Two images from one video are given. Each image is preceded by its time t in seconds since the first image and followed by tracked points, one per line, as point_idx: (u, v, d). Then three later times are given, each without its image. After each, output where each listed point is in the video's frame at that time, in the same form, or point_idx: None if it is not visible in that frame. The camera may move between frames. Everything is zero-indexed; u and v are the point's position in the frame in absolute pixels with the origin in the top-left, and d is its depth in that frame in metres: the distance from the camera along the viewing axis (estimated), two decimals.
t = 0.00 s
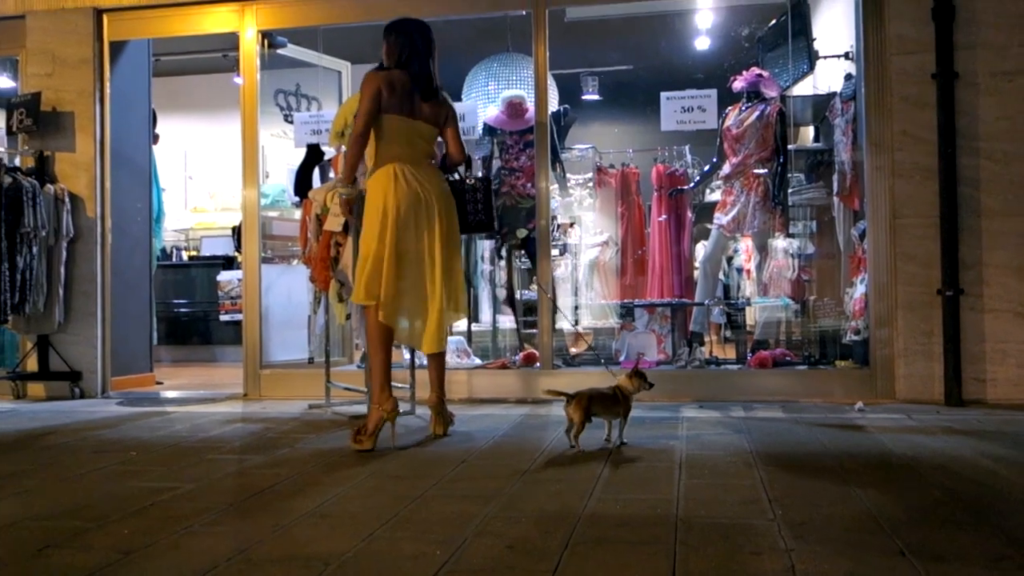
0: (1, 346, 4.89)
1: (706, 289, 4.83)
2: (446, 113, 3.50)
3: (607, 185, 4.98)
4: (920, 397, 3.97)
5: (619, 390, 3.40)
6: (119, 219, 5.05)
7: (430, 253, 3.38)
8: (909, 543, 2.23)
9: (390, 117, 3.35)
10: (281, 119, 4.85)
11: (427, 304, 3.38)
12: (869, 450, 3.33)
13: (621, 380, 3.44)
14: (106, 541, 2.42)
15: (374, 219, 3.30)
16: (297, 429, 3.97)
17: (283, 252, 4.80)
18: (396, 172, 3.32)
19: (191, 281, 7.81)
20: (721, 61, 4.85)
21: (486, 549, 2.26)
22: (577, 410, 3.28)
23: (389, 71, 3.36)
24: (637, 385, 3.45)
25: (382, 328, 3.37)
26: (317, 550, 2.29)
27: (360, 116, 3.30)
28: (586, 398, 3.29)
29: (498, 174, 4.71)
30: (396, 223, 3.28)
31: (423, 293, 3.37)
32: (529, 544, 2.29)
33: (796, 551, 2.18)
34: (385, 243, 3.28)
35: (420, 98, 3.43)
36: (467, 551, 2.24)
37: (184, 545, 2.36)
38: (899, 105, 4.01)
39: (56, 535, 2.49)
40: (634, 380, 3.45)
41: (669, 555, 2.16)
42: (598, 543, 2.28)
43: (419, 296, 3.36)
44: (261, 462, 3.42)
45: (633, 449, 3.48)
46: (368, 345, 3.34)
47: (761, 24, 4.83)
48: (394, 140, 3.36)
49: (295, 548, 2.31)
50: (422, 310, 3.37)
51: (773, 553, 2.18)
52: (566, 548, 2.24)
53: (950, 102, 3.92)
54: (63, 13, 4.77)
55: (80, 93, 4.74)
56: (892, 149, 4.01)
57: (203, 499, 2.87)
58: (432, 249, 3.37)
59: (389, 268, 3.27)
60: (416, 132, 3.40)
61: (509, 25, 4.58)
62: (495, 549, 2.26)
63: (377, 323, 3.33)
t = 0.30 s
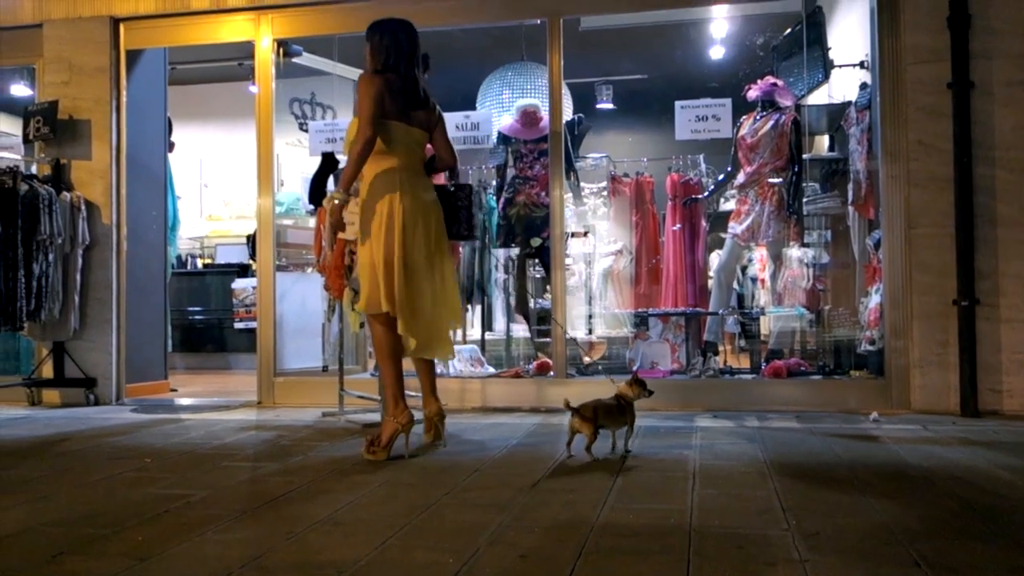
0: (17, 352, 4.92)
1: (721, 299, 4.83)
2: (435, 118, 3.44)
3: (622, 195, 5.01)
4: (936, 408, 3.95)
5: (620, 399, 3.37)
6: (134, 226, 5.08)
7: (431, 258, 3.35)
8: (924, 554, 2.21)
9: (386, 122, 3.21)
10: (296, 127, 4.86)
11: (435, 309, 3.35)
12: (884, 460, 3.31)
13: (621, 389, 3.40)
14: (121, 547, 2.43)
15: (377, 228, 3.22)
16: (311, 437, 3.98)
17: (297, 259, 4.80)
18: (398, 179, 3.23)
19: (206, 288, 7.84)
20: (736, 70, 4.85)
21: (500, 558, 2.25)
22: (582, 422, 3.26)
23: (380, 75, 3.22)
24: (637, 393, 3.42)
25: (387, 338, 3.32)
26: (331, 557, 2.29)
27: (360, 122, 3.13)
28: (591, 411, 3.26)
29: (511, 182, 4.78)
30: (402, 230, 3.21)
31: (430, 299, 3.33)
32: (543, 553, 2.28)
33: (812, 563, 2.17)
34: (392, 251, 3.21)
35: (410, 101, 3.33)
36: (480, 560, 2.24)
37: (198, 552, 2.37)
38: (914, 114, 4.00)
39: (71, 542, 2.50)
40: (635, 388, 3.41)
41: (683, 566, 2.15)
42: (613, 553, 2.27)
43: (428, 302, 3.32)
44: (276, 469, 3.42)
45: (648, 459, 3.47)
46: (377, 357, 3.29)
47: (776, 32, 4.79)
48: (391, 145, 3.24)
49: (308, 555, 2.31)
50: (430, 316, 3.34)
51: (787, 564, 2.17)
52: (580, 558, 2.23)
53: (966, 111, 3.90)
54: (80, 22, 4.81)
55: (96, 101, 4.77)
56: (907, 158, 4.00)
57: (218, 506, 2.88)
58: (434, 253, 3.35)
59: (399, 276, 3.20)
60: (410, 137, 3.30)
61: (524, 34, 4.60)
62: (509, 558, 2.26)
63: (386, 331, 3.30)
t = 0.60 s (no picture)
0: (25, 355, 4.94)
1: (728, 303, 4.87)
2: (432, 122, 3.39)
3: (629, 199, 5.05)
4: (944, 413, 3.93)
5: (619, 403, 3.38)
6: (142, 229, 5.09)
7: (429, 262, 3.27)
8: (932, 560, 2.20)
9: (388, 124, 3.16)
10: (303, 131, 4.86)
11: (433, 313, 3.28)
12: (892, 465, 3.30)
13: (618, 392, 3.43)
14: (127, 551, 2.43)
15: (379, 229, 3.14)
16: (318, 441, 3.98)
17: (305, 263, 4.82)
18: (400, 182, 3.18)
19: (214, 292, 7.86)
20: (744, 73, 4.94)
21: (506, 562, 2.25)
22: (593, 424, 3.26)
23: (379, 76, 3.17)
24: (633, 398, 3.45)
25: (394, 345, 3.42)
26: (337, 561, 2.28)
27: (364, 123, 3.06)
28: (601, 417, 3.25)
29: (519, 186, 4.86)
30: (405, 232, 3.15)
31: (430, 302, 3.27)
32: (550, 557, 2.28)
33: (819, 568, 2.16)
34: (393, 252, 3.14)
35: (409, 104, 3.28)
36: (488, 564, 2.24)
37: (205, 555, 2.37)
38: (922, 118, 3.98)
39: (77, 544, 2.51)
40: (630, 393, 3.45)
41: (690, 571, 2.15)
42: (619, 557, 2.27)
43: (428, 305, 3.26)
44: (283, 473, 3.42)
45: (656, 463, 3.46)
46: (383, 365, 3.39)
47: (784, 37, 4.78)
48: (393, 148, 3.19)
49: (314, 559, 2.30)
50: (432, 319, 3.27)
51: (795, 569, 2.16)
52: (587, 562, 2.23)
53: (974, 115, 3.89)
54: (88, 27, 4.83)
55: (105, 105, 4.79)
56: (915, 162, 3.99)
57: (224, 510, 2.88)
58: (435, 256, 3.28)
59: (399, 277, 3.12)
60: (410, 139, 3.25)
61: (531, 38, 4.61)
62: (515, 562, 2.25)
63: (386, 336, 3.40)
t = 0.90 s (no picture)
0: (33, 357, 4.97)
1: (735, 305, 4.86)
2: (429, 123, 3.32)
3: (636, 202, 5.07)
4: (953, 416, 3.92)
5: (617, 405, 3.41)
6: (151, 232, 5.12)
7: (426, 267, 3.22)
8: (940, 564, 2.19)
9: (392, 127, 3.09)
10: (311, 134, 4.85)
11: (434, 318, 3.24)
12: (899, 469, 3.29)
13: (617, 394, 3.45)
14: (134, 552, 2.44)
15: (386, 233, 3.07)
16: (326, 443, 3.99)
17: (312, 266, 4.82)
18: (404, 186, 3.11)
19: (221, 294, 7.88)
20: (751, 76, 4.99)
21: (513, 565, 2.25)
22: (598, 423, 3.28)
23: (381, 78, 3.08)
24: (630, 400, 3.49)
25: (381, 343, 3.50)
26: (344, 563, 2.29)
27: (371, 128, 2.98)
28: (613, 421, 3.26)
29: (526, 188, 4.87)
30: (412, 235, 3.10)
31: (431, 305, 3.22)
32: (557, 560, 2.28)
33: (826, 571, 2.15)
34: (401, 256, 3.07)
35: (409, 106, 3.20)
36: (495, 567, 2.24)
37: (212, 557, 2.38)
38: (931, 120, 3.97)
39: (86, 545, 2.52)
40: (627, 394, 3.49)
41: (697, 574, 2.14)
42: (626, 560, 2.26)
43: (430, 308, 3.22)
44: (290, 475, 3.43)
45: (663, 467, 3.46)
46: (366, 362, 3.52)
47: (791, 40, 4.80)
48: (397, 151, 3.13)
49: (321, 561, 2.31)
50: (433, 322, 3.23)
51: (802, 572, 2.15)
52: (593, 565, 2.23)
53: (983, 118, 3.88)
54: (97, 30, 4.85)
55: (113, 109, 4.81)
56: (924, 165, 3.98)
57: (232, 512, 2.89)
58: (435, 259, 3.25)
59: (406, 280, 3.06)
60: (412, 141, 3.19)
61: (539, 42, 4.61)
62: (522, 564, 2.25)
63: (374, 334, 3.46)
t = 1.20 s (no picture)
0: (43, 361, 4.98)
1: (744, 309, 4.85)
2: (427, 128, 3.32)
3: (645, 205, 5.07)
4: (963, 420, 3.90)
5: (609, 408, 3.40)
6: (161, 235, 5.14)
7: (427, 270, 3.22)
8: (951, 568, 2.18)
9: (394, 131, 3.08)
10: (320, 138, 4.82)
11: (436, 322, 3.24)
12: (910, 473, 3.28)
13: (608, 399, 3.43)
14: (146, 555, 2.45)
15: (390, 237, 3.05)
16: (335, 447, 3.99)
17: (321, 270, 4.81)
18: (406, 191, 3.10)
19: (230, 298, 7.91)
20: (760, 80, 4.96)
21: (523, 568, 2.25)
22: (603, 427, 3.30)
23: (382, 82, 3.06)
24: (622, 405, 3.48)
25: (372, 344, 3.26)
26: (354, 566, 2.29)
27: (374, 133, 2.96)
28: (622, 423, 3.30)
29: (534, 192, 4.88)
30: (415, 238, 3.09)
31: (432, 308, 3.22)
32: (566, 564, 2.28)
33: None
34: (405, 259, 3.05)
35: (407, 111, 3.19)
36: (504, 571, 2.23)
37: (223, 560, 2.38)
38: (941, 124, 3.96)
39: (97, 548, 2.53)
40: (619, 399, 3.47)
41: None
42: (636, 564, 2.26)
43: (431, 311, 3.22)
44: (300, 478, 3.43)
45: (673, 470, 3.46)
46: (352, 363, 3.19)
47: (800, 43, 4.80)
48: (398, 155, 3.12)
49: (331, 564, 2.31)
50: (434, 324, 3.23)
51: None
52: (603, 569, 2.22)
53: (993, 121, 3.86)
54: (107, 34, 4.87)
55: (123, 112, 4.83)
56: (933, 168, 3.97)
57: (241, 515, 2.89)
58: (434, 262, 3.25)
59: (411, 284, 3.05)
60: (411, 145, 3.19)
61: (547, 46, 4.61)
62: (531, 568, 2.25)
63: (367, 335, 3.19)
